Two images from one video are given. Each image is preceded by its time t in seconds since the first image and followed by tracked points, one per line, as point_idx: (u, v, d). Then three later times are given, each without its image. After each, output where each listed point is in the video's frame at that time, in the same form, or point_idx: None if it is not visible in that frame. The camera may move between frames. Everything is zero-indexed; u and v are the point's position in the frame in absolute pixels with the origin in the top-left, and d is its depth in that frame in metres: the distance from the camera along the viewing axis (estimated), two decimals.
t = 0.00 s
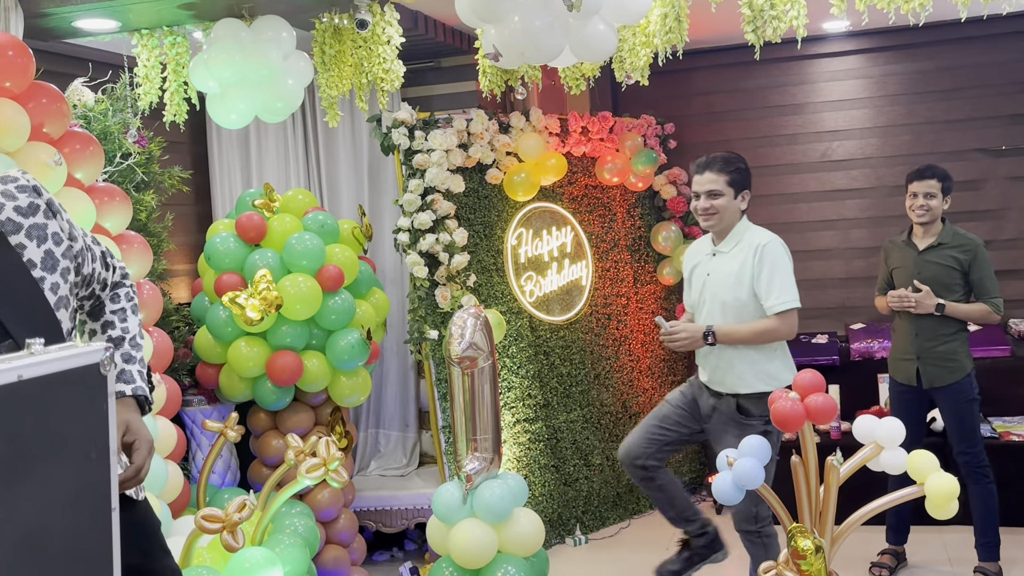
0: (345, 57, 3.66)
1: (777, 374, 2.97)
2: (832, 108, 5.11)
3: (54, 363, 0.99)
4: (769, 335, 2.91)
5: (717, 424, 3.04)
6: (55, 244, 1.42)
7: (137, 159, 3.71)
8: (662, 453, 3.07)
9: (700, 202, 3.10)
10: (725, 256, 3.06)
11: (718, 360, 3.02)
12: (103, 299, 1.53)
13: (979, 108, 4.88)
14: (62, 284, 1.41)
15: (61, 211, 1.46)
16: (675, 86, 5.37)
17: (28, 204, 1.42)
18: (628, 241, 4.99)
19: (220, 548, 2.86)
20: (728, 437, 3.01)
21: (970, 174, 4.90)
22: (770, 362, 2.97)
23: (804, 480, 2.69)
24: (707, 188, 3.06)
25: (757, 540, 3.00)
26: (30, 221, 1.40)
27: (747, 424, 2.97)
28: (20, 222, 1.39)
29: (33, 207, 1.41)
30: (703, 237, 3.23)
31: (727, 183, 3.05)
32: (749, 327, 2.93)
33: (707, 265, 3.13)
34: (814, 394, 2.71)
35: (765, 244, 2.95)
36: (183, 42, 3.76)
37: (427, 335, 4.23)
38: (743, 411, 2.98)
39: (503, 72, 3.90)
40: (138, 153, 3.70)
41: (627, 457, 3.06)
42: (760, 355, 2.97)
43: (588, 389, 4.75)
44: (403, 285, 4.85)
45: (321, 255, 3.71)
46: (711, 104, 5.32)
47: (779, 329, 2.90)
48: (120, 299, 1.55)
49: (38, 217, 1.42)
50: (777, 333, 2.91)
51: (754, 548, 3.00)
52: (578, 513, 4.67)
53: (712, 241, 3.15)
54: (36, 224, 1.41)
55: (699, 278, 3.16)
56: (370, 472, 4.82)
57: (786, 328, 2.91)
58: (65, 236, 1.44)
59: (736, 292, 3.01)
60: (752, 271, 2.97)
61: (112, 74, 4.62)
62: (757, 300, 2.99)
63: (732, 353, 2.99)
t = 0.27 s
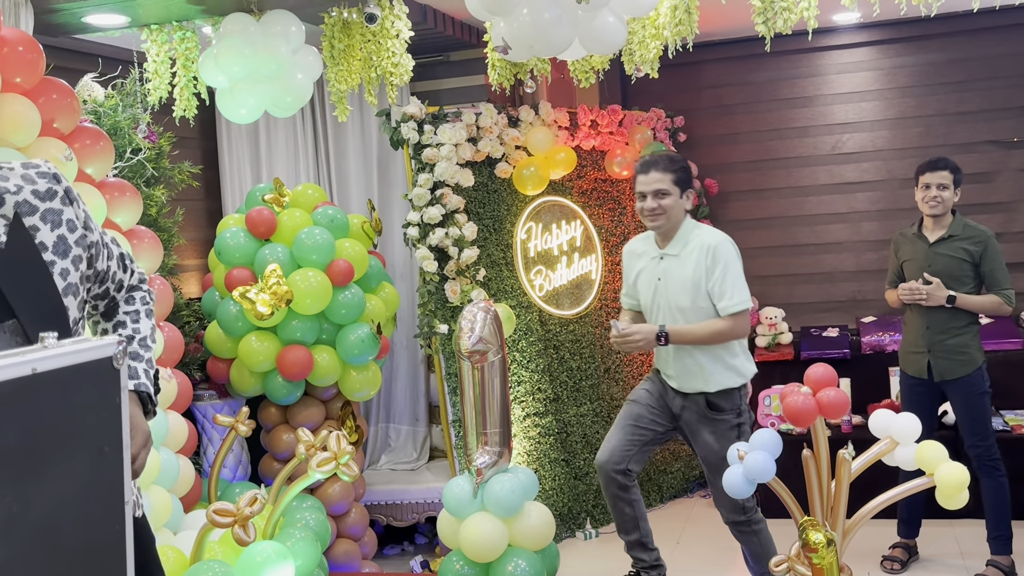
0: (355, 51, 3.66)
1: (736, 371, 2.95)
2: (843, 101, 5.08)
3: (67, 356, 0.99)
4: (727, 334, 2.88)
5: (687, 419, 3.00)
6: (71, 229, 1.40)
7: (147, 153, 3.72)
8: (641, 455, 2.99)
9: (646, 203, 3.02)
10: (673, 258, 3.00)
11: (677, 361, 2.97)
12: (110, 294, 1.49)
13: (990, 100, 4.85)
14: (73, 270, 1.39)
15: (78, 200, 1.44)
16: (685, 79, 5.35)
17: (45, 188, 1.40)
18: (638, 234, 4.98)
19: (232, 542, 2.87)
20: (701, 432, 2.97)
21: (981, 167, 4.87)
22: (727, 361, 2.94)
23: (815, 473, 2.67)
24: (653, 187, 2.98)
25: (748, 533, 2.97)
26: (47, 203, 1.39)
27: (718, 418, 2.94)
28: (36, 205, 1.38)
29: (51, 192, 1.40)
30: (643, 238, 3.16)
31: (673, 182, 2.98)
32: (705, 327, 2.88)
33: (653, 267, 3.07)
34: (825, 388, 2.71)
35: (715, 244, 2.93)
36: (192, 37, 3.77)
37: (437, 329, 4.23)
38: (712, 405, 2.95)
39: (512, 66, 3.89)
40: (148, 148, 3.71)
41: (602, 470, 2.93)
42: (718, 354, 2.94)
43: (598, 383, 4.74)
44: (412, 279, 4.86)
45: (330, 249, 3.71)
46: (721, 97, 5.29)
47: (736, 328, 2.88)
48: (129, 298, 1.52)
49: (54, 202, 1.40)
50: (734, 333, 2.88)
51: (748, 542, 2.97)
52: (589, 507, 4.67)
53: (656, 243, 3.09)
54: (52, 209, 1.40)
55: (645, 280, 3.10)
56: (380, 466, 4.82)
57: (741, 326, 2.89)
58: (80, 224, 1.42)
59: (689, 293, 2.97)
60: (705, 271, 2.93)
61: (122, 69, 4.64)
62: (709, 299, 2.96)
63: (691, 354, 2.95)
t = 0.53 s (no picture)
0: (363, 46, 3.67)
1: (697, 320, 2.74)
2: (853, 94, 5.05)
3: (80, 351, 1.00)
4: (691, 278, 2.68)
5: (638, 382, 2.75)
6: (100, 209, 1.35)
7: (157, 149, 3.76)
8: (625, 447, 2.76)
9: (597, 153, 2.81)
10: (628, 205, 2.80)
11: (636, 315, 2.74)
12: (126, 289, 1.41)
13: (1001, 93, 4.82)
14: (93, 250, 1.32)
15: (112, 185, 1.39)
16: (693, 73, 5.33)
17: (79, 169, 1.35)
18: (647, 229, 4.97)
19: (241, 537, 2.87)
20: (655, 389, 2.71)
21: (991, 160, 4.85)
22: (687, 310, 2.74)
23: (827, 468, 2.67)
24: (606, 136, 2.78)
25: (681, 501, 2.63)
26: (78, 180, 1.34)
27: (671, 372, 2.71)
28: (68, 181, 1.33)
29: (84, 173, 1.35)
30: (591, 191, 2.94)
31: (625, 130, 2.80)
32: (668, 274, 2.68)
33: (607, 218, 2.86)
34: (840, 386, 2.71)
35: (673, 185, 2.76)
36: (202, 33, 3.77)
37: (445, 324, 4.23)
38: (666, 359, 2.71)
39: (521, 60, 3.89)
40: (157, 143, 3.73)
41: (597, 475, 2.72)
42: (679, 303, 2.73)
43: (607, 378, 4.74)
44: (421, 274, 4.87)
45: (339, 244, 3.72)
46: (730, 91, 5.27)
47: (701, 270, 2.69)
48: (150, 301, 1.42)
49: (86, 183, 1.35)
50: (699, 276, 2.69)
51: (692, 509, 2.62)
52: (598, 501, 4.67)
53: (607, 193, 2.88)
54: (83, 187, 1.34)
55: (598, 233, 2.89)
56: (389, 460, 4.83)
57: (706, 269, 2.70)
58: (107, 207, 1.36)
59: (648, 241, 2.77)
60: (666, 216, 2.75)
61: (131, 65, 4.66)
62: (669, 246, 2.77)
63: (652, 304, 2.73)
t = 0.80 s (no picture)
0: (371, 41, 3.66)
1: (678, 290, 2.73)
2: (861, 88, 5.04)
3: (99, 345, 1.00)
4: (678, 246, 2.68)
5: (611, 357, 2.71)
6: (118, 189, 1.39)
7: (165, 145, 3.79)
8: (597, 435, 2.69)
9: (572, 129, 2.80)
10: (609, 176, 2.79)
11: (614, 287, 2.72)
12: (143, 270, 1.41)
13: (1010, 86, 4.80)
14: (114, 221, 1.35)
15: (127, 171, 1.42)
16: (701, 67, 5.33)
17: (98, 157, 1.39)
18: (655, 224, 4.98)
19: (252, 530, 2.89)
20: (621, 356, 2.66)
21: (1000, 154, 4.83)
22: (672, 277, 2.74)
23: (835, 461, 2.67)
24: (580, 112, 2.76)
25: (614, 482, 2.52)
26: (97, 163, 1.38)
27: (637, 338, 2.65)
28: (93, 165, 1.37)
29: (101, 157, 1.39)
30: (572, 161, 2.92)
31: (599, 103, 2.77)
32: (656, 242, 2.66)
33: (587, 188, 2.85)
34: (848, 379, 2.71)
35: (653, 155, 2.73)
36: (210, 29, 3.75)
37: (454, 319, 4.25)
38: (631, 326, 2.68)
39: (529, 55, 3.89)
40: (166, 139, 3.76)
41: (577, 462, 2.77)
42: (662, 273, 2.72)
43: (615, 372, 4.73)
44: (429, 268, 4.89)
45: (348, 239, 3.73)
46: (738, 85, 5.27)
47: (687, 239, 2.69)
48: (164, 285, 1.41)
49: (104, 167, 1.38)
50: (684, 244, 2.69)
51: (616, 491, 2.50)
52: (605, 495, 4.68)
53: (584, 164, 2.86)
54: (101, 166, 1.38)
55: (578, 203, 2.88)
56: (398, 454, 4.84)
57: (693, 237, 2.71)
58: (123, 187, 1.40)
59: (631, 210, 2.76)
60: (649, 185, 2.74)
61: (140, 60, 4.68)
62: (653, 215, 2.77)
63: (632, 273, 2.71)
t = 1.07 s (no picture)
0: (372, 36, 3.66)
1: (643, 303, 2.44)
2: (864, 83, 5.03)
3: (99, 339, 1.01)
4: (649, 250, 2.39)
5: (573, 371, 2.44)
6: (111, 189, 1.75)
7: (168, 140, 3.77)
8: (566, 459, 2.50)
9: (540, 126, 2.47)
10: (576, 177, 2.49)
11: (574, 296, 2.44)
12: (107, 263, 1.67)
13: (1014, 81, 4.79)
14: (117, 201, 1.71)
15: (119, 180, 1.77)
16: (703, 62, 5.32)
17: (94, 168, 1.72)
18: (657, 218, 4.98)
19: (255, 525, 2.90)
20: (584, 377, 2.39)
21: (1003, 148, 4.82)
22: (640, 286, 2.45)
23: (837, 457, 2.67)
24: (549, 108, 2.44)
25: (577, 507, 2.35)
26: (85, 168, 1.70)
27: (604, 357, 2.37)
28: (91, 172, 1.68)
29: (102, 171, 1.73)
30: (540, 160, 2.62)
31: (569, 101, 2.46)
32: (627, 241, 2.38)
33: (552, 190, 2.54)
34: (847, 371, 2.71)
35: (625, 155, 2.44)
36: (212, 24, 3.74)
37: (456, 314, 4.24)
38: (597, 343, 2.38)
39: (531, 49, 3.88)
40: (169, 134, 3.78)
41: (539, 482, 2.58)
42: (626, 284, 2.43)
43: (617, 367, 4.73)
44: (432, 264, 4.89)
45: (350, 235, 3.73)
46: (740, 80, 5.26)
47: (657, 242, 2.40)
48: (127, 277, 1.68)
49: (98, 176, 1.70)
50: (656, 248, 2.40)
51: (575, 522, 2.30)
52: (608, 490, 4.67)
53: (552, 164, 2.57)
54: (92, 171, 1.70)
55: (542, 207, 2.56)
56: (401, 449, 4.85)
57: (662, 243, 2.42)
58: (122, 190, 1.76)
59: (598, 215, 2.46)
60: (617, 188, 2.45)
61: (142, 56, 4.69)
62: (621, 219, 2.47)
63: (595, 281, 2.42)
